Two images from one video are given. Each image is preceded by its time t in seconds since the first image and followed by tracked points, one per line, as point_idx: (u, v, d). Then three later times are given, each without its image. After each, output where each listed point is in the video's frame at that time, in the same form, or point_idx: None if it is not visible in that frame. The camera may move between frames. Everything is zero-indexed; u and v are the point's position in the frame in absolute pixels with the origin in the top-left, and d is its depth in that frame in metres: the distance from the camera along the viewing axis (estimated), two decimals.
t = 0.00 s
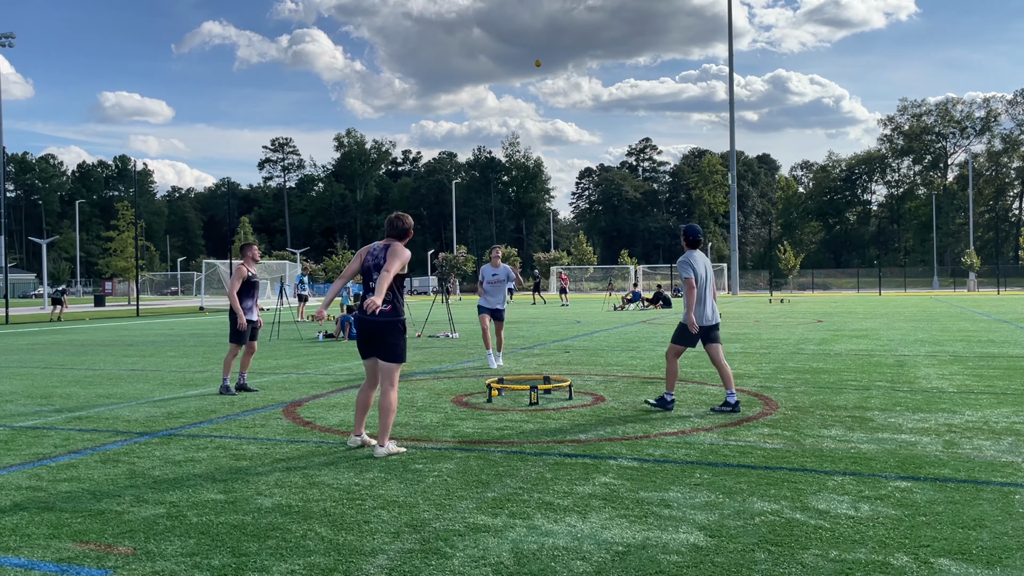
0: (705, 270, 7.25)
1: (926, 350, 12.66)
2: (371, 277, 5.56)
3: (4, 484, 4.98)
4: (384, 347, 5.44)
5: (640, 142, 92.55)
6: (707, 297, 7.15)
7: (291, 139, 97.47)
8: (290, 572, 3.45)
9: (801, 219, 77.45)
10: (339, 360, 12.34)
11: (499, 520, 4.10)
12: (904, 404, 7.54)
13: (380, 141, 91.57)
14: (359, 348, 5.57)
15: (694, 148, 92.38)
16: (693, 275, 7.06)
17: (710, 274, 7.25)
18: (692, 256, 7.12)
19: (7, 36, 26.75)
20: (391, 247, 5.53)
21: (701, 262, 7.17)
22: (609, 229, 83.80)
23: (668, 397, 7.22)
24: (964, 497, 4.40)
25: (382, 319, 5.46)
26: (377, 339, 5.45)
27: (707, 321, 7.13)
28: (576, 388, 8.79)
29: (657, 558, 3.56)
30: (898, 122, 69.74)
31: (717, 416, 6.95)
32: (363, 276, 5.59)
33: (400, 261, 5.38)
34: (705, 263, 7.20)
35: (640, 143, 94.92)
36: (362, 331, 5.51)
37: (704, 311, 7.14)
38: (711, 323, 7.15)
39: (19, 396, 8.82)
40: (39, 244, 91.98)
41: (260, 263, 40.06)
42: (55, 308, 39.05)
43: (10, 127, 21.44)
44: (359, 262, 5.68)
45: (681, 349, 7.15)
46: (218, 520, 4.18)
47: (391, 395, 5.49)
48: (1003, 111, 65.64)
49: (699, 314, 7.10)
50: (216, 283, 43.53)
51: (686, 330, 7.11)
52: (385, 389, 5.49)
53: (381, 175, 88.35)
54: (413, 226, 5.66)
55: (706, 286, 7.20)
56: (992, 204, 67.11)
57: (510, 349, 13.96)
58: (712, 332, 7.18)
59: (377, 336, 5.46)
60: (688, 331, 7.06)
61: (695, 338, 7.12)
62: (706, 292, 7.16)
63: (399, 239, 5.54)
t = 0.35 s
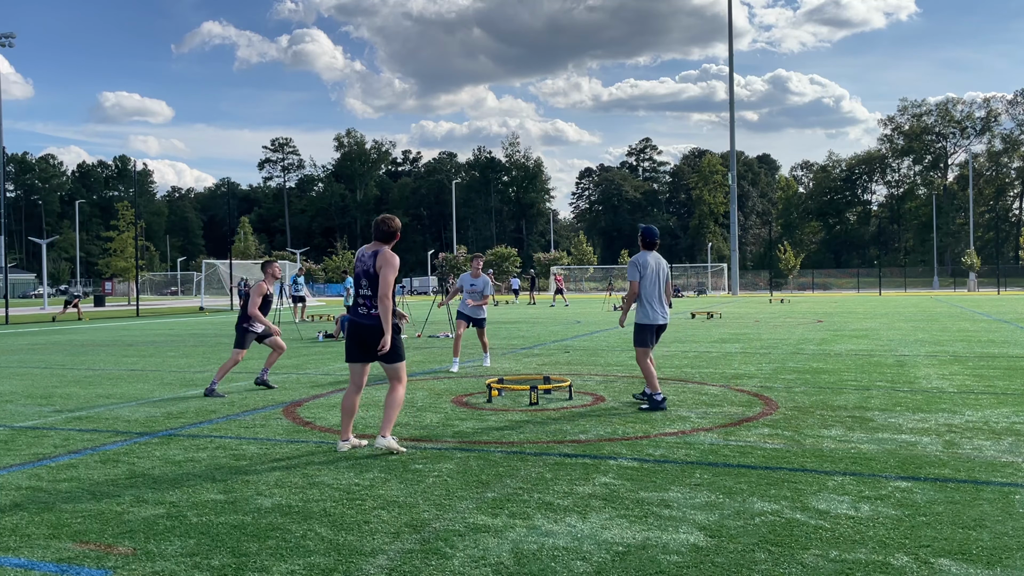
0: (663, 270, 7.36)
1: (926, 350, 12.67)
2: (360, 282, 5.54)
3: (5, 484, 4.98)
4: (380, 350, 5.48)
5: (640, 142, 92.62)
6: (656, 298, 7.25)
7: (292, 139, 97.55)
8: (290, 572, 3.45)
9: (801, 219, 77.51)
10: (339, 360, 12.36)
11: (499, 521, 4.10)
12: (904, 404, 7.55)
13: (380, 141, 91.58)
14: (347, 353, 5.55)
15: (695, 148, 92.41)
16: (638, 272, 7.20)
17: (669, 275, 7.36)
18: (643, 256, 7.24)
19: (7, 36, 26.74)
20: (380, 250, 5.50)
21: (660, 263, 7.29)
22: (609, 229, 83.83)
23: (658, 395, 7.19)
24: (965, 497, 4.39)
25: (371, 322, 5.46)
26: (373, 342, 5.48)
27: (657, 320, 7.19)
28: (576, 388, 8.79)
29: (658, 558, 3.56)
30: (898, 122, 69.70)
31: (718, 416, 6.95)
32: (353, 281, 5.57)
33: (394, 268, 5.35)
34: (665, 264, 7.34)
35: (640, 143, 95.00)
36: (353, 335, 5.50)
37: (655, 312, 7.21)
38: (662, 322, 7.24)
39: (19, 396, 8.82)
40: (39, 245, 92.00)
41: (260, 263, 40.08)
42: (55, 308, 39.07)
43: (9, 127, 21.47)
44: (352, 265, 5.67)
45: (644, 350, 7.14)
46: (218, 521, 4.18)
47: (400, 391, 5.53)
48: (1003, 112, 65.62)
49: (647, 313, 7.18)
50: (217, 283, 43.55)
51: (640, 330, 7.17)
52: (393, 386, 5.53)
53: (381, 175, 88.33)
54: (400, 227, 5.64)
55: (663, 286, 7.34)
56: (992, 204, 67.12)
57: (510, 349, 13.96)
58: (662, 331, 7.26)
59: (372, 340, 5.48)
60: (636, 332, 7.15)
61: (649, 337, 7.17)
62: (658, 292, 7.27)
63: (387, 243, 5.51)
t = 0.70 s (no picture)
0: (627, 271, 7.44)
1: (926, 350, 12.67)
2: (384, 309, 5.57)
3: (4, 484, 4.97)
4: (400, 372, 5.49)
5: (640, 143, 92.69)
6: (621, 297, 7.31)
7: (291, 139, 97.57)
8: (290, 572, 3.45)
9: (801, 219, 77.49)
10: (338, 360, 12.36)
11: (500, 521, 4.10)
12: (904, 404, 7.55)
13: (380, 141, 91.56)
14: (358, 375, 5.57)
15: (695, 148, 92.42)
16: (609, 272, 7.23)
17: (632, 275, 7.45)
18: (612, 257, 7.28)
19: (7, 36, 26.73)
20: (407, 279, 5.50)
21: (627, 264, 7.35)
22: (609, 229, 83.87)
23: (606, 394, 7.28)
24: (965, 497, 4.40)
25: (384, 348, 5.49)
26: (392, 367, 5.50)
27: (622, 320, 7.27)
28: (576, 388, 8.79)
29: (657, 558, 3.56)
30: (899, 122, 69.69)
31: (718, 416, 6.95)
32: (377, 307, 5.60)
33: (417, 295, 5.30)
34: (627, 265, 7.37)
35: (639, 143, 95.12)
36: (369, 360, 5.52)
37: (620, 312, 7.28)
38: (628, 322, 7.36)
39: (19, 396, 8.83)
40: (39, 245, 91.98)
41: (260, 263, 40.13)
42: (54, 308, 39.06)
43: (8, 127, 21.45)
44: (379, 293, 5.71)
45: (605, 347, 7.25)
46: (219, 520, 4.19)
47: (448, 391, 5.70)
48: (1003, 112, 65.57)
49: (613, 312, 7.25)
50: (216, 283, 43.55)
51: (602, 329, 7.28)
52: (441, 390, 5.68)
53: (381, 175, 88.33)
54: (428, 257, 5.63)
55: (627, 286, 7.41)
56: (992, 204, 67.14)
57: (510, 348, 13.98)
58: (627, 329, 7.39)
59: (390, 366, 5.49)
60: (600, 331, 7.25)
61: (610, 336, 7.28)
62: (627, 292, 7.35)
63: (415, 274, 5.48)
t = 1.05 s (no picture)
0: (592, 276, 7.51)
1: (926, 350, 12.68)
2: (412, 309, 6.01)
3: (4, 485, 4.97)
4: (420, 365, 5.86)
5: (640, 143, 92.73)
6: (588, 299, 7.36)
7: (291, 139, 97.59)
8: (290, 571, 3.45)
9: (801, 219, 77.46)
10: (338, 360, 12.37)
11: (500, 521, 4.09)
12: (904, 404, 7.55)
13: (380, 141, 91.60)
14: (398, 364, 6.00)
15: (695, 148, 92.43)
16: (572, 274, 7.36)
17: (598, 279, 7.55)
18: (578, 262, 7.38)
19: (7, 36, 26.73)
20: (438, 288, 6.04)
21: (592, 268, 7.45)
22: (609, 229, 83.89)
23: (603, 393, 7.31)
24: (965, 497, 4.40)
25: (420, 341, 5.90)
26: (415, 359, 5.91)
27: (593, 320, 7.28)
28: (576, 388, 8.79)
29: (657, 558, 3.56)
30: (899, 123, 69.66)
31: (718, 416, 6.95)
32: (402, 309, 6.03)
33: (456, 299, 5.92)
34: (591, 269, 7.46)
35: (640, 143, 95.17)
36: (406, 354, 5.93)
37: (591, 312, 7.30)
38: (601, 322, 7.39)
39: (19, 396, 8.83)
40: (39, 245, 92.03)
41: (260, 263, 40.17)
42: (54, 308, 39.08)
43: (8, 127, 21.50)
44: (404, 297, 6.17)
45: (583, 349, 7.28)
46: (219, 521, 4.18)
47: (446, 409, 5.76)
48: (1003, 112, 65.50)
49: (584, 313, 7.28)
50: (216, 283, 43.57)
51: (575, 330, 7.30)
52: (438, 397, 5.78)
53: (381, 175, 88.33)
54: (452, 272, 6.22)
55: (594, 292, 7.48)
56: (992, 204, 67.18)
57: (509, 349, 14.00)
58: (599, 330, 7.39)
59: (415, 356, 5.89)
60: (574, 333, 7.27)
61: (583, 337, 7.29)
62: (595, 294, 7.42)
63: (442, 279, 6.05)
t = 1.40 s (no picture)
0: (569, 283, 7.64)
1: (926, 350, 12.68)
2: (425, 290, 6.75)
3: (5, 485, 4.98)
4: (448, 338, 6.65)
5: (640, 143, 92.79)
6: (564, 299, 7.46)
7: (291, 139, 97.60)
8: (290, 572, 3.45)
9: (801, 219, 77.51)
10: (338, 360, 12.38)
11: (499, 521, 4.10)
12: (904, 404, 7.56)
13: (380, 141, 91.68)
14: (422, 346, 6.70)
15: (695, 148, 92.50)
16: (550, 274, 7.48)
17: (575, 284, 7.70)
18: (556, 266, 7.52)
19: (7, 36, 26.74)
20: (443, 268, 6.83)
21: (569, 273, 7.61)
22: (609, 229, 83.91)
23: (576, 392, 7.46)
24: (965, 497, 4.40)
25: (444, 316, 6.66)
26: (438, 333, 6.64)
27: (569, 320, 7.39)
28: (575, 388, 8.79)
29: (658, 558, 3.56)
30: (899, 123, 69.69)
31: (718, 416, 6.96)
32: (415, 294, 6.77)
33: (462, 272, 6.72)
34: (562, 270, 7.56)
35: (639, 143, 95.27)
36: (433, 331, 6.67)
37: (566, 312, 7.41)
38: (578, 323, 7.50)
39: (19, 396, 8.84)
40: (39, 245, 92.04)
41: (260, 263, 40.23)
42: (55, 309, 39.14)
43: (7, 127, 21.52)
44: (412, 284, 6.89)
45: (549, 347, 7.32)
46: (218, 520, 4.18)
47: (462, 369, 6.62)
48: (1003, 112, 65.48)
49: (558, 313, 7.40)
50: (217, 283, 43.60)
51: (549, 329, 7.38)
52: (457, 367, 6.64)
53: (381, 175, 88.39)
54: (450, 253, 7.06)
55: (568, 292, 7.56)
56: (992, 205, 67.25)
57: (509, 349, 14.01)
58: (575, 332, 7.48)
59: (439, 331, 6.63)
60: (547, 332, 7.32)
61: (557, 336, 7.35)
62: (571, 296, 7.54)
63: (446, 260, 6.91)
